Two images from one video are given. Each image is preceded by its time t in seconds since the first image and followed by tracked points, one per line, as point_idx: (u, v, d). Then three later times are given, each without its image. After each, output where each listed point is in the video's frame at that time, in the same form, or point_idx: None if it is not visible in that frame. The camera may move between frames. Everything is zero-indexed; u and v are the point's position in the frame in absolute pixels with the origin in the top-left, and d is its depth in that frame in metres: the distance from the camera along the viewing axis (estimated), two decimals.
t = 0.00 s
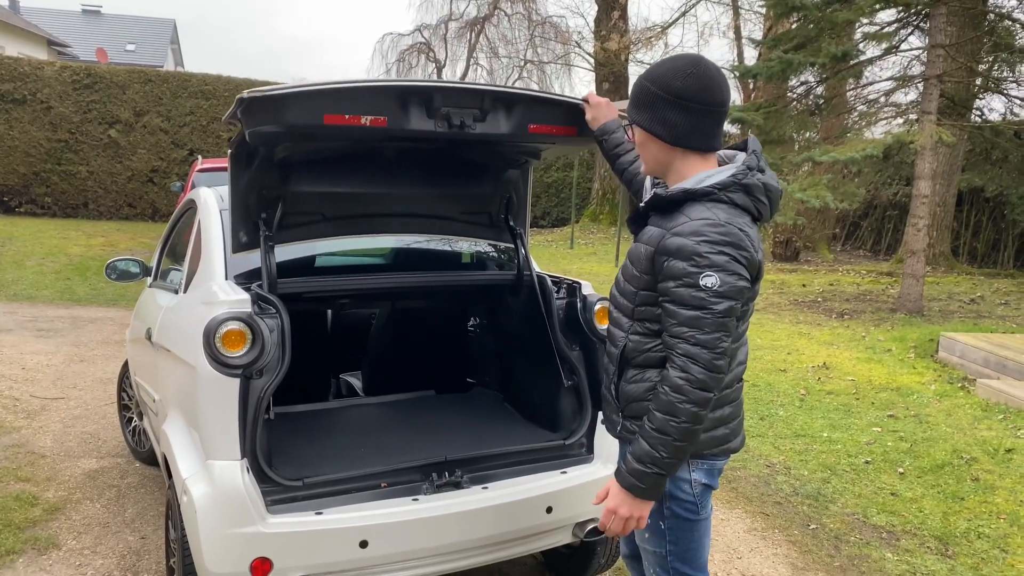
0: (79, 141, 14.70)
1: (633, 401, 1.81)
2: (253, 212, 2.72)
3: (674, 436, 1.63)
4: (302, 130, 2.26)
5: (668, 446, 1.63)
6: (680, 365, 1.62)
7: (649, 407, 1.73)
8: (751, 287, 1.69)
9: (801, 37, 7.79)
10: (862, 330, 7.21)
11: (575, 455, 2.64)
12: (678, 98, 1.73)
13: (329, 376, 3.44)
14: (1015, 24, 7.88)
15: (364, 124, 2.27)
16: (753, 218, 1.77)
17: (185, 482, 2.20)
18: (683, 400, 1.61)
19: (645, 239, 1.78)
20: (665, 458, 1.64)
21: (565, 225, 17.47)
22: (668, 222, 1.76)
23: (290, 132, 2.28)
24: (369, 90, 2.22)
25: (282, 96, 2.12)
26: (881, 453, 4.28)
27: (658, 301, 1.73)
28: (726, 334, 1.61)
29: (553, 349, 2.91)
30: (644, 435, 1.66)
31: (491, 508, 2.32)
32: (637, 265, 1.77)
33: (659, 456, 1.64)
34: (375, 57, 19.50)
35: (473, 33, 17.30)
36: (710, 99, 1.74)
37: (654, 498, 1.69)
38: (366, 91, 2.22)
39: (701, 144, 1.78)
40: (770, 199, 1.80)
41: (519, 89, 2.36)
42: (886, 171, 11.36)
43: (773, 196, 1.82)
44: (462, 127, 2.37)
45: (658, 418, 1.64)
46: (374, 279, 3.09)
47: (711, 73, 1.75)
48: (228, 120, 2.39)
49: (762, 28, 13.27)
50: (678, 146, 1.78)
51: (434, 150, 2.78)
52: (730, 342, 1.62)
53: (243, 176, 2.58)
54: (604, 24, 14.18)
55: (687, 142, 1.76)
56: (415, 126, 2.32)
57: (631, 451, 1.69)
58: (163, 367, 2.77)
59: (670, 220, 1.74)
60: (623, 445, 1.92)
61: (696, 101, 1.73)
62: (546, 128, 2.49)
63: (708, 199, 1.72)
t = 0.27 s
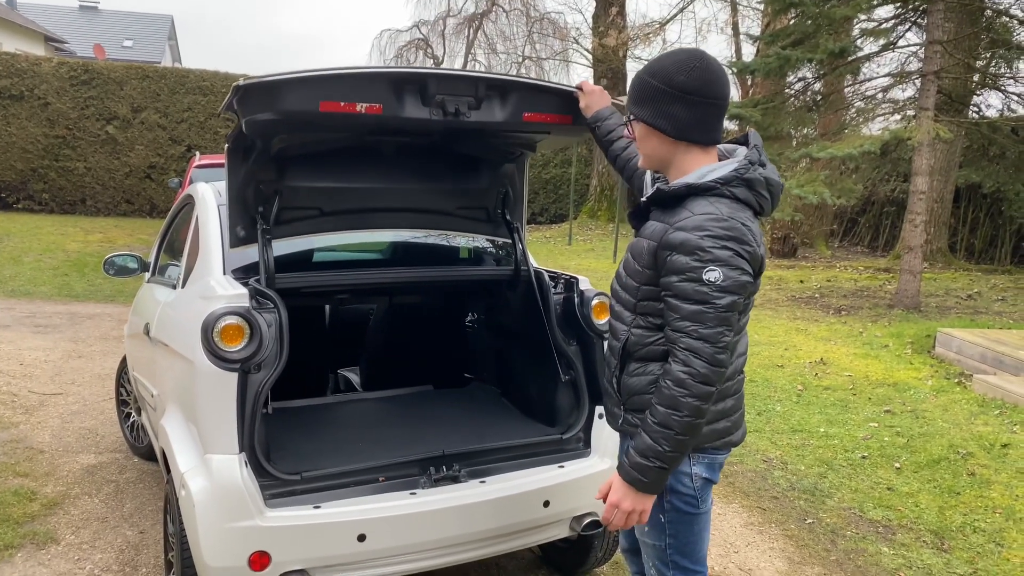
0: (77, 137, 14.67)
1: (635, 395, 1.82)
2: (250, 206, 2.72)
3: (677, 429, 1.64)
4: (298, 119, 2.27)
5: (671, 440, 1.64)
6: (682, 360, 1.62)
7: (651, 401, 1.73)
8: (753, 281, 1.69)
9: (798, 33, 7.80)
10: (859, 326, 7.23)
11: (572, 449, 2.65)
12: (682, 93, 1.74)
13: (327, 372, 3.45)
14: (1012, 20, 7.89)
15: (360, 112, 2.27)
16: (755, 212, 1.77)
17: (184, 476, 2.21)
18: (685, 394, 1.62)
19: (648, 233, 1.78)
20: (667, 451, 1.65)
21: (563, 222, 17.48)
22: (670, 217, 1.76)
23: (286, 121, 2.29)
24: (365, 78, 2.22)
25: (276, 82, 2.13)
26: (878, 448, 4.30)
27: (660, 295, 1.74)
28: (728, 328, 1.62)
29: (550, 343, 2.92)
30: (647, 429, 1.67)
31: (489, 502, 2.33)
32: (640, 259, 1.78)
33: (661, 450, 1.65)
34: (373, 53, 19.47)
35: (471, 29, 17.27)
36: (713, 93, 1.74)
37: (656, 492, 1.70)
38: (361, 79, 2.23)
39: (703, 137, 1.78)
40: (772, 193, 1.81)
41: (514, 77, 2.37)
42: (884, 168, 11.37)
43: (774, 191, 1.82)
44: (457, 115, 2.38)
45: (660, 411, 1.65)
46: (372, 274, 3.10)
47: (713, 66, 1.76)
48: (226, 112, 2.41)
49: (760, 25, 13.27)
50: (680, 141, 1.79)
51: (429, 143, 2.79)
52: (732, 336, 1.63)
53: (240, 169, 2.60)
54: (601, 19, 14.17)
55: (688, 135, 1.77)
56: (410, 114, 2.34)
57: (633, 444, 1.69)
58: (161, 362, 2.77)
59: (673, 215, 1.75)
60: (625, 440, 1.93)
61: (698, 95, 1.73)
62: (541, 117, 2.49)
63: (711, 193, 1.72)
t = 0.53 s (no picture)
0: (74, 134, 14.65)
1: (638, 396, 1.82)
2: (249, 202, 2.71)
3: (685, 429, 1.64)
4: (295, 112, 2.27)
5: (680, 439, 1.65)
6: (688, 360, 1.63)
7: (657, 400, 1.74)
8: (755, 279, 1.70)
9: (796, 30, 7.80)
10: (856, 323, 7.24)
11: (570, 445, 2.66)
12: (682, 90, 1.74)
13: (325, 368, 3.45)
14: (1010, 17, 7.90)
15: (356, 104, 2.28)
16: (755, 209, 1.78)
17: (182, 472, 2.21)
18: (693, 393, 1.62)
19: (648, 235, 1.78)
20: (677, 451, 1.65)
21: (561, 219, 17.48)
22: (671, 217, 1.77)
23: (282, 114, 2.29)
24: (362, 70, 2.23)
25: (273, 74, 2.14)
26: (874, 444, 4.31)
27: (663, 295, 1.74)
28: (733, 326, 1.62)
29: (548, 340, 2.92)
30: (654, 429, 1.68)
31: (486, 498, 2.34)
32: (642, 260, 1.78)
33: (670, 449, 1.66)
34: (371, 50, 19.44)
35: (469, 26, 17.25)
36: (712, 90, 1.75)
37: (665, 490, 1.71)
38: (358, 72, 2.24)
39: (703, 134, 1.79)
40: (770, 189, 1.82)
41: (509, 69, 2.37)
42: (881, 164, 11.38)
43: (772, 187, 1.83)
44: (453, 107, 2.38)
45: (668, 412, 1.65)
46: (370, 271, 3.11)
47: (711, 63, 1.77)
48: (223, 108, 2.42)
49: (758, 21, 13.28)
50: (680, 137, 1.79)
51: (426, 139, 2.80)
52: (737, 335, 1.63)
53: (238, 167, 2.59)
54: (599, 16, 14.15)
55: (689, 132, 1.77)
56: (406, 107, 2.35)
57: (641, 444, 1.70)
58: (160, 359, 2.78)
59: (674, 215, 1.75)
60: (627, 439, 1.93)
61: (699, 92, 1.74)
62: (537, 110, 2.49)
63: (712, 192, 1.73)
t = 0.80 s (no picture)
0: (72, 132, 14.63)
1: (640, 396, 1.82)
2: (246, 200, 2.73)
3: (692, 427, 1.64)
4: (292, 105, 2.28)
5: (688, 438, 1.65)
6: (693, 358, 1.63)
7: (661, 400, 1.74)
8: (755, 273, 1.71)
9: (794, 27, 7.80)
10: (854, 320, 7.25)
11: (567, 442, 2.66)
12: (670, 89, 1.74)
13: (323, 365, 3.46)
14: (1007, 14, 7.90)
15: (352, 97, 2.28)
16: (752, 203, 1.79)
17: (180, 469, 2.22)
18: (699, 391, 1.63)
19: (647, 234, 1.79)
20: (685, 449, 1.66)
21: (560, 216, 17.48)
22: (669, 215, 1.77)
23: (279, 107, 2.29)
24: (358, 63, 2.23)
25: (269, 68, 2.14)
26: (871, 440, 4.33)
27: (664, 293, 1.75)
28: (736, 322, 1.63)
29: (546, 337, 2.93)
30: (661, 429, 1.68)
31: (483, 495, 2.34)
32: (641, 259, 1.78)
33: (678, 447, 1.66)
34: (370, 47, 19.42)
35: (467, 23, 17.23)
36: (700, 88, 1.75)
37: (675, 488, 1.72)
38: (354, 65, 2.24)
39: (693, 132, 1.80)
40: (765, 183, 1.82)
41: (504, 62, 2.38)
42: (879, 161, 11.39)
43: (767, 180, 1.84)
44: (448, 101, 2.39)
45: (674, 410, 1.65)
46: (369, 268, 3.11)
47: (699, 62, 1.77)
48: (221, 106, 2.43)
49: (756, 19, 13.27)
50: (671, 137, 1.79)
51: (422, 134, 2.84)
52: (740, 331, 1.64)
53: (234, 164, 2.61)
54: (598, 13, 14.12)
55: (679, 132, 1.78)
56: (402, 101, 2.35)
57: (648, 445, 1.70)
58: (157, 356, 2.78)
59: (673, 213, 1.76)
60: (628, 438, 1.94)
61: (687, 92, 1.74)
62: (532, 104, 2.49)
63: (708, 188, 1.73)
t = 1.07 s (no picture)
0: (70, 131, 14.61)
1: (630, 392, 1.82)
2: (243, 198, 2.73)
3: (677, 419, 1.65)
4: (288, 101, 2.27)
5: (673, 430, 1.66)
6: (674, 349, 1.64)
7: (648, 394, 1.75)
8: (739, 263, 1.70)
9: (791, 25, 7.81)
10: (852, 317, 7.26)
11: (564, 440, 2.67)
12: (644, 90, 1.76)
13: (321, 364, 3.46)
14: (1005, 12, 7.91)
15: (347, 93, 2.28)
16: (739, 194, 1.78)
17: (178, 468, 2.22)
18: (680, 382, 1.64)
19: (633, 229, 1.81)
20: (671, 442, 1.66)
21: (558, 215, 17.48)
22: (652, 209, 1.79)
23: (275, 103, 2.29)
24: (353, 58, 2.24)
25: (264, 63, 2.14)
26: (869, 438, 4.33)
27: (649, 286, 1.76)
28: (718, 313, 1.63)
29: (544, 335, 2.93)
30: (648, 422, 1.69)
31: (481, 493, 2.35)
32: (628, 254, 1.80)
33: (665, 441, 1.67)
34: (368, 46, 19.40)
35: (465, 22, 17.22)
36: (676, 84, 1.75)
37: (668, 485, 1.72)
38: (349, 60, 2.24)
39: (676, 129, 1.79)
40: (752, 174, 1.81)
41: (499, 58, 2.38)
42: (877, 159, 11.39)
43: (755, 171, 1.83)
44: (444, 96, 2.39)
45: (659, 403, 1.67)
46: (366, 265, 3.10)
47: (676, 60, 1.78)
48: (217, 104, 2.43)
49: (754, 17, 13.27)
50: (652, 135, 1.81)
51: (418, 133, 2.87)
52: (722, 321, 1.64)
53: (231, 162, 2.64)
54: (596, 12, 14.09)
55: (659, 130, 1.78)
56: (398, 96, 2.35)
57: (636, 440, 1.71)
58: (155, 355, 2.78)
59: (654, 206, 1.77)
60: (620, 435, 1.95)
61: (663, 90, 1.75)
62: (528, 99, 2.50)
63: (688, 179, 1.75)
